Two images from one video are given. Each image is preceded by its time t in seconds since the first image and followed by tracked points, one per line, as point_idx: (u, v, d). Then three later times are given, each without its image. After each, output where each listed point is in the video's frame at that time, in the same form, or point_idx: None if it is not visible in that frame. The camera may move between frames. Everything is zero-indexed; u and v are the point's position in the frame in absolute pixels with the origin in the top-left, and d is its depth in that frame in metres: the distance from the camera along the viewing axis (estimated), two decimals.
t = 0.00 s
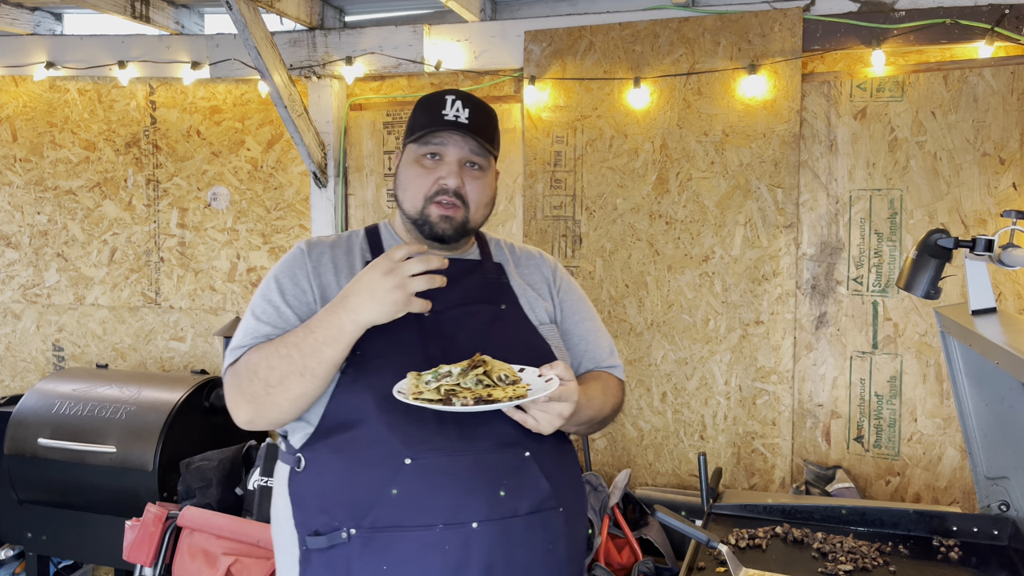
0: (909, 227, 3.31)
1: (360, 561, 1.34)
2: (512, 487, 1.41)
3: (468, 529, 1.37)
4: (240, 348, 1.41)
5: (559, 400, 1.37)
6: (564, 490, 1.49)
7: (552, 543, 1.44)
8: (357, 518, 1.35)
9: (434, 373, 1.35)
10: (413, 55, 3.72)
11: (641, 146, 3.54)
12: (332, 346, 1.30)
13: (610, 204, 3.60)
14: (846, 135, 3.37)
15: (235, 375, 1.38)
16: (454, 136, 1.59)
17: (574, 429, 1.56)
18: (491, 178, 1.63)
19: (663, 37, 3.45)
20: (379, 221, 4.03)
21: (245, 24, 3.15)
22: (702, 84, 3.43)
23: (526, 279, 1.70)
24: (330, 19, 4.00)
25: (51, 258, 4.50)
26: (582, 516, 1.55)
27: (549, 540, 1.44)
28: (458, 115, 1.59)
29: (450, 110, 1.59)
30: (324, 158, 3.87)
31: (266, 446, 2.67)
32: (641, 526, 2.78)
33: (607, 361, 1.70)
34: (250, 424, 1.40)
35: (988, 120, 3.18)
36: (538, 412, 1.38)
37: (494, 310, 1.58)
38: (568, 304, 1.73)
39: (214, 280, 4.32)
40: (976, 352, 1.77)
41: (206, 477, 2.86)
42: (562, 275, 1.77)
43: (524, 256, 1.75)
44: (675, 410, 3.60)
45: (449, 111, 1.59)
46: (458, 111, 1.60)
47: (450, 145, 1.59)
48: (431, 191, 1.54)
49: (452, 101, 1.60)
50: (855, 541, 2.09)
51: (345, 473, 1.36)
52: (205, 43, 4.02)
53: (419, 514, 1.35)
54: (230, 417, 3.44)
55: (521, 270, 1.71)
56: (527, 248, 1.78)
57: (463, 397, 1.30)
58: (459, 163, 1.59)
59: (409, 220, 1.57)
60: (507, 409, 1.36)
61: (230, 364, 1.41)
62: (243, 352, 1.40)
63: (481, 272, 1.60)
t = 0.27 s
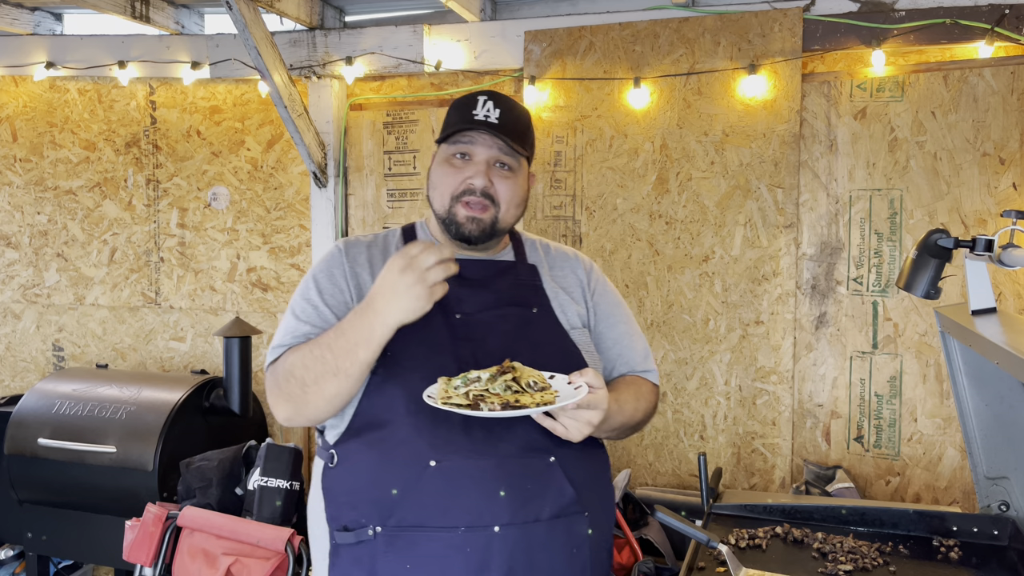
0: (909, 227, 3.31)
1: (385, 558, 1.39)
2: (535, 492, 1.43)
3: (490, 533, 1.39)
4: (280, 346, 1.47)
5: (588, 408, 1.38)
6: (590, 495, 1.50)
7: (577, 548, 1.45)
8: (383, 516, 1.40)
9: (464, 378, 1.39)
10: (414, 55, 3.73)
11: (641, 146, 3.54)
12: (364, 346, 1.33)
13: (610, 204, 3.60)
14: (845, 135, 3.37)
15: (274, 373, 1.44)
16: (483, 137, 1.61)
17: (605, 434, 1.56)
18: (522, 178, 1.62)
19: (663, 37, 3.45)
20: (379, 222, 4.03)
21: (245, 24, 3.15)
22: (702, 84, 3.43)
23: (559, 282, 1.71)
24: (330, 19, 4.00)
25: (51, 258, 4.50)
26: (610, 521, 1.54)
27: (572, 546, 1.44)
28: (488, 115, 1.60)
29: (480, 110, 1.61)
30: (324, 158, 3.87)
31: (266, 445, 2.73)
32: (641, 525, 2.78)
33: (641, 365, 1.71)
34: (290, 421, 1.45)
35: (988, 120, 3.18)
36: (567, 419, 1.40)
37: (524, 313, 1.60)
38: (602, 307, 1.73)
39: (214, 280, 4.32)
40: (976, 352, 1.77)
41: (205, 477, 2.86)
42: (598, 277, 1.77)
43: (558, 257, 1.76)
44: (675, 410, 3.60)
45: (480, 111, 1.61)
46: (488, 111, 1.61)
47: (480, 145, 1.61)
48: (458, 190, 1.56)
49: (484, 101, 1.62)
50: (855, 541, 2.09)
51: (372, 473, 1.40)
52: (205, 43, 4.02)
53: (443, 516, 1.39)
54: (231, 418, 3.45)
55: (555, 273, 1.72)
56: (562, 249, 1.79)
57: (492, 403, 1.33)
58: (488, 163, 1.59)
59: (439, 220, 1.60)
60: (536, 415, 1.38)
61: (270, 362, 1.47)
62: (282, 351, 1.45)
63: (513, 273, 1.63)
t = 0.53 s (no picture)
0: (910, 227, 3.31)
1: (402, 557, 1.45)
2: (551, 499, 1.46)
3: (505, 539, 1.43)
4: (308, 353, 1.58)
5: (606, 421, 1.39)
6: (608, 503, 1.53)
7: (593, 555, 1.49)
8: (402, 516, 1.46)
9: (480, 393, 1.41)
10: (413, 55, 3.73)
11: (641, 146, 3.54)
12: (381, 369, 1.42)
13: (610, 204, 3.60)
14: (845, 135, 3.37)
15: (301, 380, 1.55)
16: (507, 146, 1.64)
17: (628, 445, 1.58)
18: (547, 186, 1.67)
19: (663, 37, 3.45)
20: (378, 222, 4.02)
21: (245, 24, 3.15)
22: (702, 84, 3.43)
23: (585, 287, 1.73)
24: (330, 19, 4.00)
25: (51, 258, 4.50)
26: (626, 528, 1.58)
27: (588, 552, 1.48)
28: (513, 125, 1.64)
29: (504, 119, 1.64)
30: (324, 158, 3.87)
31: (267, 445, 2.73)
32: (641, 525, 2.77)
33: (666, 372, 1.72)
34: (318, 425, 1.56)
35: (988, 120, 3.18)
36: (584, 432, 1.41)
37: (547, 320, 1.62)
38: (628, 313, 1.75)
39: (214, 280, 4.32)
40: (976, 352, 1.77)
41: (205, 477, 2.86)
42: (626, 281, 1.78)
43: (586, 261, 1.77)
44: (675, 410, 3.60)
45: (504, 120, 1.64)
46: (512, 120, 1.64)
47: (504, 155, 1.64)
48: (484, 202, 1.62)
49: (508, 109, 1.65)
50: (855, 541, 2.09)
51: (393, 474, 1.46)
52: (205, 43, 4.02)
53: (459, 520, 1.43)
54: (231, 417, 3.45)
55: (581, 277, 1.75)
56: (591, 252, 1.80)
57: (508, 417, 1.34)
58: (513, 173, 1.64)
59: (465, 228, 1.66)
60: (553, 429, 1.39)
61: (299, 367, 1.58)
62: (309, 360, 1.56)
63: (538, 278, 1.66)
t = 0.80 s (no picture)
0: (909, 227, 3.31)
1: (404, 557, 1.45)
2: (553, 501, 1.46)
3: (505, 539, 1.43)
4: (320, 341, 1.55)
5: (603, 423, 1.38)
6: (610, 506, 1.53)
7: (595, 557, 1.48)
8: (403, 517, 1.45)
9: (478, 391, 1.41)
10: (413, 55, 3.72)
11: (641, 146, 3.54)
12: (394, 333, 1.39)
13: (610, 204, 3.60)
14: (845, 135, 3.37)
15: (312, 367, 1.52)
16: (512, 145, 1.64)
17: (629, 448, 1.57)
18: (551, 188, 1.66)
19: (663, 37, 3.45)
20: (378, 222, 4.02)
21: (245, 24, 3.15)
22: (702, 84, 3.43)
23: (590, 288, 1.73)
24: (331, 19, 4.00)
25: (51, 258, 4.50)
26: (629, 530, 1.57)
27: (589, 555, 1.48)
28: (519, 124, 1.65)
29: (512, 118, 1.65)
30: (324, 158, 3.87)
31: (267, 446, 2.73)
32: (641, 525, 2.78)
33: (672, 376, 1.71)
34: (327, 415, 1.50)
35: (988, 120, 3.19)
36: (582, 434, 1.40)
37: (552, 321, 1.63)
38: (633, 315, 1.75)
39: (214, 280, 4.32)
40: (976, 351, 1.78)
41: (206, 477, 2.86)
42: (632, 284, 1.78)
43: (592, 263, 1.78)
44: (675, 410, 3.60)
45: (511, 120, 1.65)
46: (519, 120, 1.65)
47: (509, 154, 1.65)
48: (484, 198, 1.62)
49: (517, 108, 1.66)
50: (855, 541, 2.09)
51: (394, 475, 1.46)
52: (205, 43, 4.02)
53: (460, 520, 1.43)
54: (231, 417, 3.45)
55: (587, 278, 1.75)
56: (597, 255, 1.81)
57: (503, 416, 1.35)
58: (516, 172, 1.64)
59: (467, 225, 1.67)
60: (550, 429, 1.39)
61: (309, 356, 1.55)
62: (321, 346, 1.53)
63: (544, 279, 1.66)
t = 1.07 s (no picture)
0: (909, 227, 3.30)
1: (395, 556, 1.45)
2: (546, 502, 1.46)
3: (498, 539, 1.43)
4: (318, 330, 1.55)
5: (594, 419, 1.38)
6: (603, 506, 1.53)
7: (587, 558, 1.49)
8: (396, 516, 1.46)
9: (468, 384, 1.40)
10: (413, 55, 3.72)
11: (641, 146, 3.54)
12: (392, 303, 1.41)
13: (610, 204, 3.60)
14: (845, 135, 3.37)
15: (311, 354, 1.50)
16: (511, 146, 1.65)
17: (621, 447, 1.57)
18: (548, 189, 1.67)
19: (663, 37, 3.45)
20: (378, 222, 4.02)
21: (245, 24, 3.15)
22: (702, 84, 3.42)
23: (585, 287, 1.74)
24: (330, 19, 4.00)
25: (50, 258, 4.50)
26: (622, 532, 1.57)
27: (581, 555, 1.48)
28: (518, 125, 1.65)
29: (510, 119, 1.65)
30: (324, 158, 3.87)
31: (267, 446, 2.72)
32: (641, 525, 2.77)
33: (665, 376, 1.72)
34: (325, 406, 1.49)
35: (988, 120, 3.18)
36: (572, 429, 1.40)
37: (547, 320, 1.63)
38: (627, 315, 1.75)
39: (214, 280, 4.32)
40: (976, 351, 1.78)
41: (205, 477, 2.86)
42: (626, 284, 1.78)
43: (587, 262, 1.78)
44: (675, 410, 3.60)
45: (510, 120, 1.65)
46: (518, 120, 1.65)
47: (507, 155, 1.65)
48: (482, 199, 1.63)
49: (515, 109, 1.66)
50: (855, 541, 2.09)
51: (387, 473, 1.46)
52: (205, 42, 4.01)
53: (453, 520, 1.43)
54: (232, 417, 3.45)
55: (582, 278, 1.75)
56: (593, 253, 1.81)
57: (493, 409, 1.33)
58: (514, 173, 1.64)
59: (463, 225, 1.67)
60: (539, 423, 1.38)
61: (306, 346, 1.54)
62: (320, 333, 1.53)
63: (540, 279, 1.66)
